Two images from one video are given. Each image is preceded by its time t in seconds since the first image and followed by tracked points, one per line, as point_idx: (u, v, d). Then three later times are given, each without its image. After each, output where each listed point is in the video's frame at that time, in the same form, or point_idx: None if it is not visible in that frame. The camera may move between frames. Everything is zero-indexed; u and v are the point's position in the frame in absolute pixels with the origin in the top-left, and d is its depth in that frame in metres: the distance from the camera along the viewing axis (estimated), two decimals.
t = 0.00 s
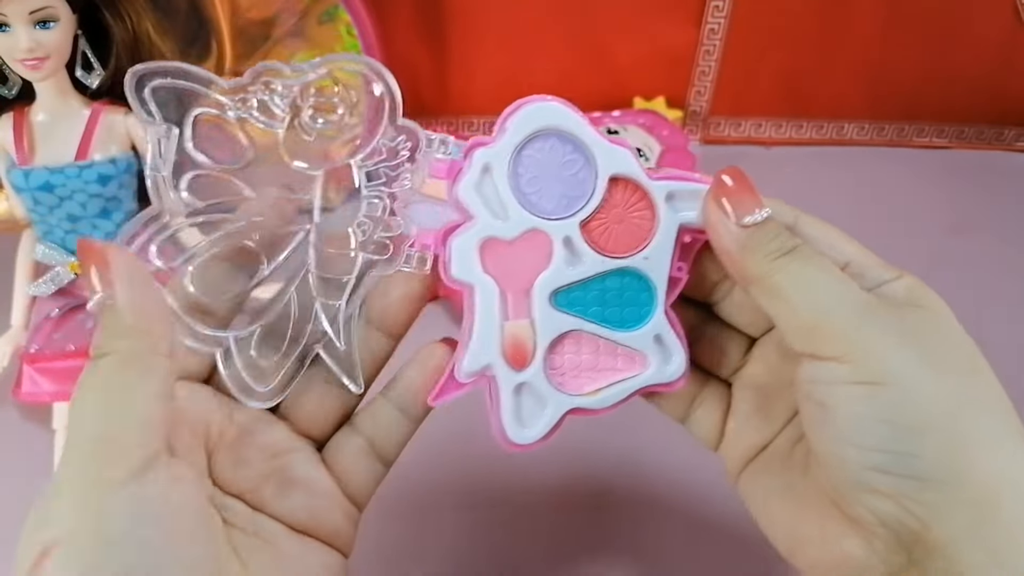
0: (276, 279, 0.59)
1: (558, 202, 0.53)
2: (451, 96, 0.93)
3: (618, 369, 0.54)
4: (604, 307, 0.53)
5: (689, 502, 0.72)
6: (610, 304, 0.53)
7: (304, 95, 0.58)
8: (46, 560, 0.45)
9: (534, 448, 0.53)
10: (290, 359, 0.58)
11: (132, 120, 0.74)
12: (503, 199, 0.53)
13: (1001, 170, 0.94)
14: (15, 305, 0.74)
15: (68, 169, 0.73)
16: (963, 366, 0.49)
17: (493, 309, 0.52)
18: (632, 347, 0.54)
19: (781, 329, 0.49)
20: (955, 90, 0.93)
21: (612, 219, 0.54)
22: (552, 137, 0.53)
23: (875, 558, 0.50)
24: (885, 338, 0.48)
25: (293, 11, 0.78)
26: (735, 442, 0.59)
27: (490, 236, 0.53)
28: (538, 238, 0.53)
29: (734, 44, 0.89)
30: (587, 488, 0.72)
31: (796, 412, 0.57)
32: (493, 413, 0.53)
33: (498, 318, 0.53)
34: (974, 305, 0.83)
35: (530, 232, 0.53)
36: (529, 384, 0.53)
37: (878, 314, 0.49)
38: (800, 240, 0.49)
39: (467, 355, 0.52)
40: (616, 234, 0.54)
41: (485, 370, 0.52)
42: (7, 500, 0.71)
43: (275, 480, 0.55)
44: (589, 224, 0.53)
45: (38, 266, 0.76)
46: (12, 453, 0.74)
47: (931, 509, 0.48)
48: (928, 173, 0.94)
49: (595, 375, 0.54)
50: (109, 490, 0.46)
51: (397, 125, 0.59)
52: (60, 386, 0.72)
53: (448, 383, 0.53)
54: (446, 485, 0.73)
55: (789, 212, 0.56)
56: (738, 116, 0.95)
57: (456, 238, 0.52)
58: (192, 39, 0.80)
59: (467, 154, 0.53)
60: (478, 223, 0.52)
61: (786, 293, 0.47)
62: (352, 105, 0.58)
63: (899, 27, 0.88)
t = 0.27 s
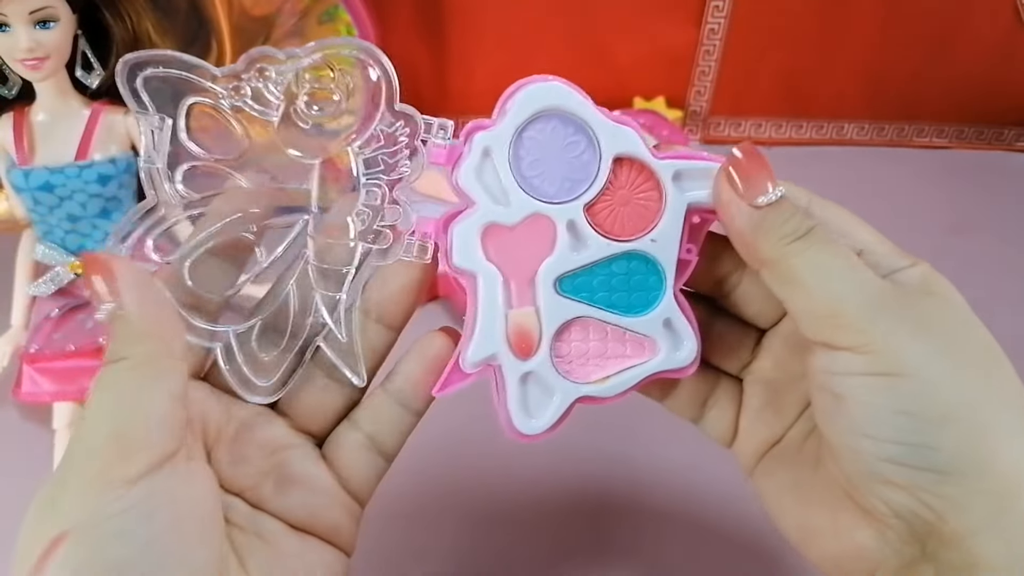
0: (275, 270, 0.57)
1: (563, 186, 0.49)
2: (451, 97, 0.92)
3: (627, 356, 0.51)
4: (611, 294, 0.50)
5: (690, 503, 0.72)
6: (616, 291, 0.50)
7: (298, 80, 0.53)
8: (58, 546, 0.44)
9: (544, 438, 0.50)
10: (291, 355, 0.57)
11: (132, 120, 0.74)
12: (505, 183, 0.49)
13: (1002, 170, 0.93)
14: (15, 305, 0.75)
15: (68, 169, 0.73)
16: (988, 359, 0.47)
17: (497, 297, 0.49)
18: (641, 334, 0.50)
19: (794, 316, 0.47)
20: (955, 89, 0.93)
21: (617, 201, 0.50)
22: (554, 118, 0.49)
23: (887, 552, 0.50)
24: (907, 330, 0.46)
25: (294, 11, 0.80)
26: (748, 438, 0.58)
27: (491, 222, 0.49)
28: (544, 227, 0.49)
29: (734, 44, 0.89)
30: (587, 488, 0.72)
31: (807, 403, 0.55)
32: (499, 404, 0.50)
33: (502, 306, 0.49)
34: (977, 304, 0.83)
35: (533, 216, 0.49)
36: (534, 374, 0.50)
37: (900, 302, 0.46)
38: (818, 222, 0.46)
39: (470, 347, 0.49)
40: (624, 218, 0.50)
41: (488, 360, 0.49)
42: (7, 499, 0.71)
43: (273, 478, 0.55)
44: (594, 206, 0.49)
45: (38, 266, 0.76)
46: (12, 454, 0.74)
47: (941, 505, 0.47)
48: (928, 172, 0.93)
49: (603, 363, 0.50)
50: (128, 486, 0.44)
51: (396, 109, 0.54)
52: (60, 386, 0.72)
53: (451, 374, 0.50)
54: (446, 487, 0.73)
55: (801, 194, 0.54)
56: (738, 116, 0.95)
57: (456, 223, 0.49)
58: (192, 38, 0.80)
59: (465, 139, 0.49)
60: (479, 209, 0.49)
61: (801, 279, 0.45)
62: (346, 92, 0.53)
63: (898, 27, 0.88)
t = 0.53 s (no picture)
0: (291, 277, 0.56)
1: (568, 189, 0.50)
2: (451, 97, 0.92)
3: (631, 352, 0.51)
4: (615, 293, 0.51)
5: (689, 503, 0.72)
6: (621, 290, 0.51)
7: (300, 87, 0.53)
8: (84, 538, 0.45)
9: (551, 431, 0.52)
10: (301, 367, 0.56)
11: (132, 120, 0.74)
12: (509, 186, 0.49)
13: (1002, 170, 0.93)
14: (15, 306, 0.75)
15: (68, 169, 0.73)
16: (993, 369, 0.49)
17: (504, 297, 0.50)
18: (644, 332, 0.51)
19: (810, 334, 0.48)
20: (955, 89, 0.93)
21: (621, 202, 0.50)
22: (558, 120, 0.49)
23: None
24: (919, 342, 0.47)
25: (294, 11, 0.80)
26: (775, 466, 0.58)
27: (496, 225, 0.50)
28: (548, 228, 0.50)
29: (734, 44, 0.89)
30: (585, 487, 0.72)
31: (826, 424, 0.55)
32: (506, 401, 0.51)
33: (508, 306, 0.50)
34: (977, 305, 0.83)
35: (538, 219, 0.50)
36: (542, 372, 0.51)
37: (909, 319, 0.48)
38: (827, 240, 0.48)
39: (479, 346, 0.50)
40: (626, 219, 0.50)
41: (497, 359, 0.50)
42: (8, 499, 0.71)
43: (270, 481, 0.56)
44: (598, 208, 0.50)
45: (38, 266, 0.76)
46: (13, 454, 0.74)
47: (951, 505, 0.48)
48: (927, 173, 0.93)
49: (608, 359, 0.51)
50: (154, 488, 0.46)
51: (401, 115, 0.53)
52: (60, 386, 0.72)
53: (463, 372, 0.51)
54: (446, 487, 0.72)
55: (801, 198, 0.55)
56: (738, 116, 0.95)
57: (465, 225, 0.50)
58: (192, 39, 0.80)
59: (468, 142, 0.50)
60: (484, 212, 0.49)
61: (818, 296, 0.47)
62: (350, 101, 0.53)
63: (898, 27, 0.88)
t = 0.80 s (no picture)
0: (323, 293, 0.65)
1: (583, 216, 0.52)
2: (451, 97, 0.93)
3: (646, 381, 0.52)
4: (629, 319, 0.51)
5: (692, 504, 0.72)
6: (635, 317, 0.51)
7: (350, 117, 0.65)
8: (131, 538, 0.50)
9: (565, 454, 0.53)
10: (330, 378, 0.64)
11: (132, 121, 0.75)
12: (527, 215, 0.52)
13: (1001, 171, 0.94)
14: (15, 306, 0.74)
15: (68, 169, 0.73)
16: (1012, 373, 0.49)
17: (521, 317, 0.52)
18: (658, 359, 0.51)
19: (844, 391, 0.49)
20: (955, 90, 0.93)
21: (636, 229, 0.51)
22: (575, 152, 0.52)
23: None
24: (949, 389, 0.48)
25: (294, 11, 0.79)
26: (814, 485, 0.61)
27: (515, 250, 0.52)
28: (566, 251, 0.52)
29: (734, 44, 0.89)
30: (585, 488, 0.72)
31: (860, 450, 0.58)
32: (522, 420, 0.53)
33: (525, 326, 0.52)
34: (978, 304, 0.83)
35: (552, 244, 0.52)
36: (553, 393, 0.52)
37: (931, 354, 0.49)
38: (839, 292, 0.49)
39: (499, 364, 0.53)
40: (642, 245, 0.51)
41: (513, 378, 0.52)
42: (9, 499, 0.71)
43: (296, 492, 0.60)
44: (611, 235, 0.51)
45: (38, 266, 0.76)
46: (12, 455, 0.73)
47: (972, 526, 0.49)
48: (927, 173, 0.94)
49: (623, 386, 0.52)
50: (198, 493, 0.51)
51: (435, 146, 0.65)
52: (60, 386, 0.71)
53: (485, 391, 0.54)
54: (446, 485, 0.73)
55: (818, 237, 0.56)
56: (738, 116, 0.95)
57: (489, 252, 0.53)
58: (192, 40, 0.81)
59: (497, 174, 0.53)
60: (507, 239, 0.52)
61: (840, 353, 0.47)
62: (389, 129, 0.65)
63: (899, 27, 0.88)
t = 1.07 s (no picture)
0: (367, 303, 0.60)
1: (634, 239, 0.49)
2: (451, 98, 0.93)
3: (696, 405, 0.50)
4: (682, 342, 0.50)
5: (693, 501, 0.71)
6: (688, 339, 0.50)
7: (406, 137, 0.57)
8: (167, 553, 0.48)
9: (610, 478, 0.51)
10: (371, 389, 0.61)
11: (133, 121, 0.75)
12: (580, 234, 0.49)
13: (1000, 171, 0.94)
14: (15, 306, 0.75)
15: (68, 170, 0.73)
16: None
17: (570, 338, 0.50)
18: (710, 383, 0.50)
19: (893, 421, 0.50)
20: (955, 90, 0.93)
21: (690, 253, 0.49)
22: (632, 174, 0.49)
23: None
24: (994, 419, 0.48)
25: (294, 12, 0.79)
26: (848, 506, 0.60)
27: (567, 269, 0.49)
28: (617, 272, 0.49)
29: (734, 45, 0.90)
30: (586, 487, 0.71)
31: (904, 467, 0.57)
32: (567, 444, 0.50)
33: (574, 346, 0.50)
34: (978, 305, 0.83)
35: (607, 265, 0.49)
36: (602, 414, 0.50)
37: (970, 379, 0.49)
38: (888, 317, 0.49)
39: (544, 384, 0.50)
40: (694, 270, 0.49)
41: (559, 399, 0.50)
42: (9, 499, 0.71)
43: (329, 498, 0.57)
44: (666, 258, 0.49)
45: (39, 266, 0.76)
46: (12, 455, 0.74)
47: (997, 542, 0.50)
48: (926, 172, 0.94)
49: (672, 409, 0.50)
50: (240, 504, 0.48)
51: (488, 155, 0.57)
52: (61, 386, 0.71)
53: (527, 413, 0.51)
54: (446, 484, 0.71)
55: (864, 263, 0.56)
56: (738, 116, 0.95)
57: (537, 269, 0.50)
58: (193, 40, 0.81)
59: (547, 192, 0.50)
60: (557, 255, 0.49)
61: (890, 383, 0.47)
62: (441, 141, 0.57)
63: (898, 28, 0.88)
